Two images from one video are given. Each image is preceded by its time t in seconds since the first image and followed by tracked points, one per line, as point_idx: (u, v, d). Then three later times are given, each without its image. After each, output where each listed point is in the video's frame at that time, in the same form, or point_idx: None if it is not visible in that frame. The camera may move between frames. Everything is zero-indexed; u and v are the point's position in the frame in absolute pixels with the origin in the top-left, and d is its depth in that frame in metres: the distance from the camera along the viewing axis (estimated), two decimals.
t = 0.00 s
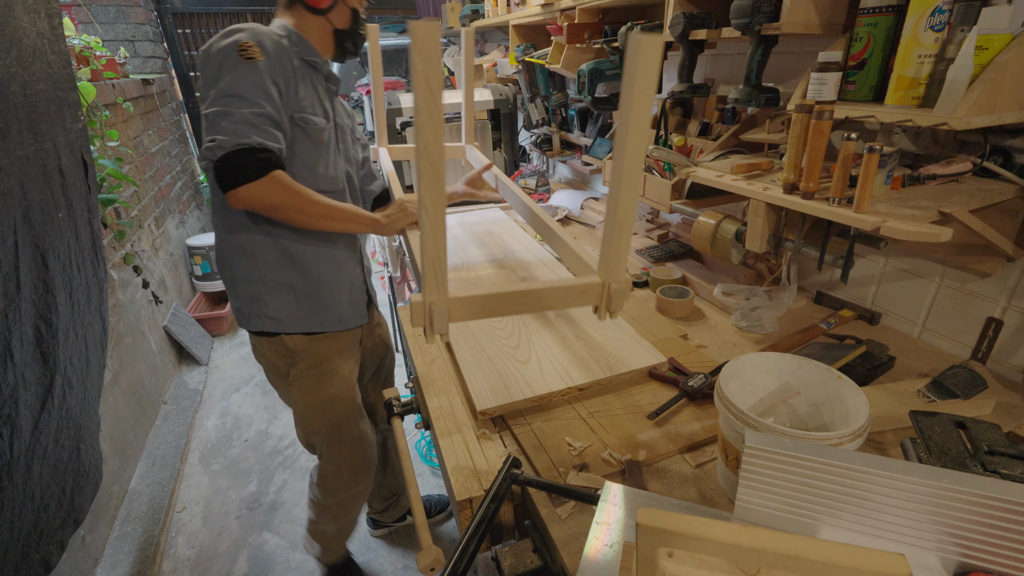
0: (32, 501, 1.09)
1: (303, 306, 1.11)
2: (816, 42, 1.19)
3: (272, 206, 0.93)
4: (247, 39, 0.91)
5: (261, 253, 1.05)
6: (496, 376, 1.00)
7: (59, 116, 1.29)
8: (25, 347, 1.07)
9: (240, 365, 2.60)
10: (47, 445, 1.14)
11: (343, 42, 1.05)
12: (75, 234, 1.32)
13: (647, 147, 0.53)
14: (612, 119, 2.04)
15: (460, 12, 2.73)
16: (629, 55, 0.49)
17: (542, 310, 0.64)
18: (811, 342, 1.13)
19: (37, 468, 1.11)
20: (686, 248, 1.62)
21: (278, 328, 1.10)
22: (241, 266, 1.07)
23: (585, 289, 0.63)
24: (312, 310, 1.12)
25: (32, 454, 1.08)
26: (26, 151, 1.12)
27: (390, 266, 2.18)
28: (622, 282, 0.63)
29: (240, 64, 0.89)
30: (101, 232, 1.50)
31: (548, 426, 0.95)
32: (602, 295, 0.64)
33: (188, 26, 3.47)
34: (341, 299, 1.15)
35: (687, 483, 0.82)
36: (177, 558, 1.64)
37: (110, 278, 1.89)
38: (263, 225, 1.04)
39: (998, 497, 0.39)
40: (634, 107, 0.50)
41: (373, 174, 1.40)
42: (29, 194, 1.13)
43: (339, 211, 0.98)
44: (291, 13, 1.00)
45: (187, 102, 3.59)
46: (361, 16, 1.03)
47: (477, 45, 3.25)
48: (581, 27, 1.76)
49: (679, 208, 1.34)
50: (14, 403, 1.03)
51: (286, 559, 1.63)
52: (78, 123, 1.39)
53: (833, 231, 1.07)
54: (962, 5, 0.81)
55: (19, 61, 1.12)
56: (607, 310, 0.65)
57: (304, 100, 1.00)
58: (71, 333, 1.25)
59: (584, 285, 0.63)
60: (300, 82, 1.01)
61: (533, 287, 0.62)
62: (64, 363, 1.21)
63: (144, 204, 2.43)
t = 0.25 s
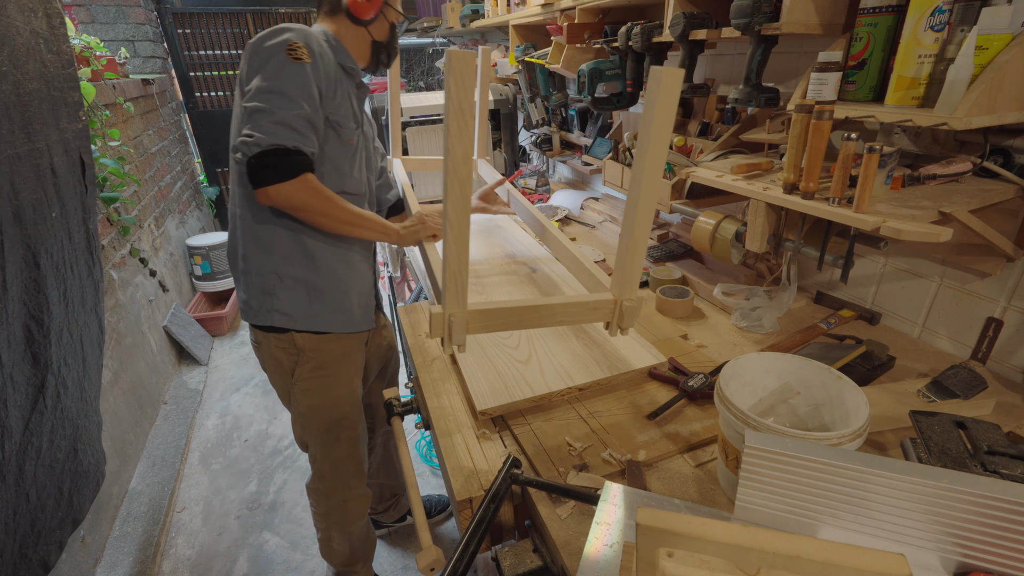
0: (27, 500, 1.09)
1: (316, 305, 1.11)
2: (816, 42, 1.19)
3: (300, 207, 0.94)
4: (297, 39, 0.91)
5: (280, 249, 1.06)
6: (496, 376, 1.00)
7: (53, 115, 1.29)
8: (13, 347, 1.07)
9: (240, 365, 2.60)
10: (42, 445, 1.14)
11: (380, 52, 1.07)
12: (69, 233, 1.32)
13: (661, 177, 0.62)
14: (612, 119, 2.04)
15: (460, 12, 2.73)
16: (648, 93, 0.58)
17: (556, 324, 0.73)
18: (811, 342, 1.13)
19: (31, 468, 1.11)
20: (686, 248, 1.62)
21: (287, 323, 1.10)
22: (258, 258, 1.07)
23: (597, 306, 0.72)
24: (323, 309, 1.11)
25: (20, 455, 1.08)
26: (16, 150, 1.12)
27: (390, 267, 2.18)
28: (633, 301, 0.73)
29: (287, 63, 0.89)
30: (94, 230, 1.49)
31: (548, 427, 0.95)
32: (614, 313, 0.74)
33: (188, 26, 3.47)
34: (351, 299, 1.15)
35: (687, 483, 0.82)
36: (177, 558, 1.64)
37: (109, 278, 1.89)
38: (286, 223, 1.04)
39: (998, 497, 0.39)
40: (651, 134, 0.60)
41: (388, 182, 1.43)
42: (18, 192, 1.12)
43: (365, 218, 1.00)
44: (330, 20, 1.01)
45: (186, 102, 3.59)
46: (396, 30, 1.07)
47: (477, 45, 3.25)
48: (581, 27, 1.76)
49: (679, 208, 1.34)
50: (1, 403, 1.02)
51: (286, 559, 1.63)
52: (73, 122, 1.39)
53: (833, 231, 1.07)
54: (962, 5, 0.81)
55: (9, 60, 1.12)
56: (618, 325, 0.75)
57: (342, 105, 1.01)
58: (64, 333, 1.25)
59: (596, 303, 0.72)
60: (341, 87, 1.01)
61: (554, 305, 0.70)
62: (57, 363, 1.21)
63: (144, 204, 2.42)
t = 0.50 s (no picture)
0: (21, 501, 1.09)
1: (327, 303, 1.11)
2: (816, 42, 1.19)
3: (322, 208, 0.95)
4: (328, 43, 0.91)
5: (294, 248, 1.07)
6: (496, 376, 1.00)
7: (52, 115, 1.28)
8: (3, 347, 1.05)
9: (239, 364, 2.60)
10: (34, 446, 1.14)
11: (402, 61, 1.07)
12: (68, 231, 1.33)
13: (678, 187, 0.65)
14: (612, 119, 2.04)
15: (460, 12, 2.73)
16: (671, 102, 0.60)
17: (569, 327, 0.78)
18: (811, 342, 1.13)
19: (23, 470, 1.10)
20: (686, 248, 1.62)
21: (295, 320, 1.11)
22: (271, 254, 1.08)
23: (610, 311, 0.77)
24: (332, 307, 1.12)
25: (12, 457, 1.07)
26: (13, 150, 1.12)
27: (393, 267, 2.18)
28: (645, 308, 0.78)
29: (319, 66, 0.89)
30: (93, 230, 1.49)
31: (548, 427, 0.95)
32: (625, 319, 0.78)
33: (188, 26, 3.47)
34: (358, 299, 1.15)
35: (687, 483, 0.82)
36: (177, 558, 1.64)
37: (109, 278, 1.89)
38: (303, 222, 1.05)
39: (998, 498, 0.39)
40: (673, 144, 0.62)
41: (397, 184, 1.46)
42: (12, 192, 1.12)
43: (384, 223, 1.01)
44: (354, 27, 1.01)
45: (186, 102, 3.59)
46: (419, 42, 1.08)
47: (477, 45, 3.24)
48: (581, 27, 1.76)
49: (680, 209, 1.35)
50: None
51: (286, 559, 1.63)
52: (73, 122, 1.39)
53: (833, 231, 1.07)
54: (962, 5, 0.82)
55: (10, 60, 1.12)
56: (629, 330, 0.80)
57: (364, 110, 1.02)
58: (54, 334, 1.23)
59: (609, 308, 0.77)
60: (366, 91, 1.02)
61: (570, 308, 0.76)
62: (46, 365, 1.19)
63: (144, 204, 2.42)
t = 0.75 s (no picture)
0: (21, 501, 1.09)
1: (336, 302, 1.12)
2: (816, 42, 1.19)
3: (337, 209, 0.96)
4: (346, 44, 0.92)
5: (305, 247, 1.07)
6: (496, 376, 1.00)
7: (59, 116, 1.29)
8: (15, 347, 1.06)
9: (239, 364, 2.60)
10: (37, 445, 1.14)
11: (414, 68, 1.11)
12: (72, 232, 1.33)
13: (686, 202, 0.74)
14: (612, 119, 2.04)
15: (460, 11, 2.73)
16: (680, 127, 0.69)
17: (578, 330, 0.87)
18: (811, 342, 1.13)
19: (28, 469, 1.11)
20: (686, 248, 1.62)
21: (303, 318, 1.11)
22: (281, 252, 1.08)
23: (617, 317, 0.87)
24: (340, 305, 1.12)
25: (18, 456, 1.08)
26: (25, 151, 1.13)
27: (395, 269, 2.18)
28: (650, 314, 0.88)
29: (337, 68, 0.89)
30: (94, 231, 1.49)
31: (548, 427, 0.95)
32: (632, 325, 0.88)
33: (188, 26, 3.47)
34: (364, 298, 1.15)
35: (687, 483, 0.82)
36: (177, 557, 1.64)
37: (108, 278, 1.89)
38: (316, 222, 1.05)
39: (997, 497, 0.39)
40: (680, 166, 0.71)
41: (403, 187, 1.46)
42: (26, 193, 1.12)
43: (399, 226, 1.03)
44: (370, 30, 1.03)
45: (186, 102, 3.59)
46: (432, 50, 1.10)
47: (477, 45, 3.24)
48: (581, 27, 1.76)
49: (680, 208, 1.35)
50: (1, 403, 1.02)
51: (286, 559, 1.63)
52: (76, 122, 1.40)
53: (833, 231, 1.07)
54: (962, 5, 0.82)
55: (20, 62, 1.12)
56: (634, 335, 0.90)
57: (378, 111, 1.03)
58: (63, 333, 1.24)
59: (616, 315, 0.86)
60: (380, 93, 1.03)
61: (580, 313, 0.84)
62: (56, 364, 1.20)
63: (144, 204, 2.42)
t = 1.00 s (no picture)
0: (31, 500, 1.09)
1: (343, 302, 1.12)
2: (816, 42, 1.19)
3: (349, 210, 0.96)
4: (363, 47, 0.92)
5: (315, 247, 1.07)
6: (496, 376, 1.00)
7: (64, 116, 1.29)
8: (27, 347, 1.07)
9: (239, 365, 2.60)
10: (46, 444, 1.14)
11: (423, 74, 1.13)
12: (77, 232, 1.32)
13: (692, 213, 0.77)
14: (612, 119, 2.04)
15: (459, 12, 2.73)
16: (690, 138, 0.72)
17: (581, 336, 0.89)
18: (811, 342, 1.13)
19: (37, 468, 1.11)
20: (686, 248, 1.62)
21: (309, 317, 1.11)
22: (290, 252, 1.07)
23: (616, 324, 0.89)
24: (347, 306, 1.12)
25: (30, 456, 1.08)
26: (32, 151, 1.13)
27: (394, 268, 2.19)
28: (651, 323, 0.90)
29: (353, 70, 0.89)
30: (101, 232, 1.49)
31: (548, 427, 0.96)
32: (631, 332, 0.90)
33: (188, 26, 3.47)
34: (369, 299, 1.15)
35: (687, 483, 0.82)
36: (177, 557, 1.64)
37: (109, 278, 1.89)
38: (326, 223, 1.06)
39: (997, 497, 0.39)
40: (689, 176, 0.74)
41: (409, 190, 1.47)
42: (34, 194, 1.12)
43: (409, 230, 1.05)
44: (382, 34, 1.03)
45: (186, 102, 3.59)
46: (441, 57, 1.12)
47: (477, 45, 3.25)
48: (581, 27, 1.76)
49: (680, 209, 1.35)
50: (14, 403, 1.02)
51: (286, 559, 1.63)
52: (83, 123, 1.40)
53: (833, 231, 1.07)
54: (962, 5, 0.82)
55: (25, 62, 1.12)
56: (634, 344, 0.93)
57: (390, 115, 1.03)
58: (71, 333, 1.25)
59: (616, 322, 0.88)
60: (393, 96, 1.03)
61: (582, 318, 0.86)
62: (64, 362, 1.21)
63: (144, 204, 2.42)
